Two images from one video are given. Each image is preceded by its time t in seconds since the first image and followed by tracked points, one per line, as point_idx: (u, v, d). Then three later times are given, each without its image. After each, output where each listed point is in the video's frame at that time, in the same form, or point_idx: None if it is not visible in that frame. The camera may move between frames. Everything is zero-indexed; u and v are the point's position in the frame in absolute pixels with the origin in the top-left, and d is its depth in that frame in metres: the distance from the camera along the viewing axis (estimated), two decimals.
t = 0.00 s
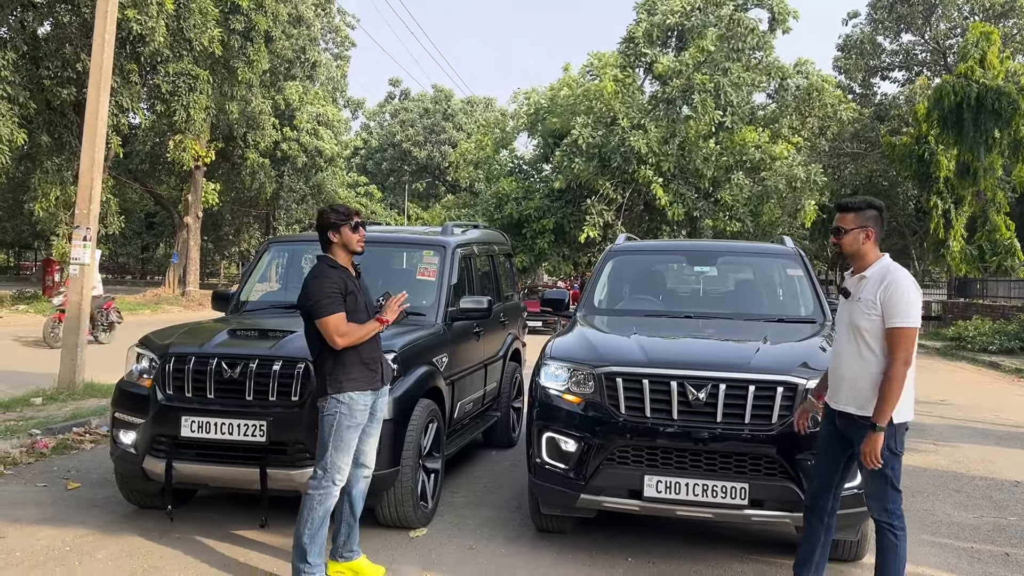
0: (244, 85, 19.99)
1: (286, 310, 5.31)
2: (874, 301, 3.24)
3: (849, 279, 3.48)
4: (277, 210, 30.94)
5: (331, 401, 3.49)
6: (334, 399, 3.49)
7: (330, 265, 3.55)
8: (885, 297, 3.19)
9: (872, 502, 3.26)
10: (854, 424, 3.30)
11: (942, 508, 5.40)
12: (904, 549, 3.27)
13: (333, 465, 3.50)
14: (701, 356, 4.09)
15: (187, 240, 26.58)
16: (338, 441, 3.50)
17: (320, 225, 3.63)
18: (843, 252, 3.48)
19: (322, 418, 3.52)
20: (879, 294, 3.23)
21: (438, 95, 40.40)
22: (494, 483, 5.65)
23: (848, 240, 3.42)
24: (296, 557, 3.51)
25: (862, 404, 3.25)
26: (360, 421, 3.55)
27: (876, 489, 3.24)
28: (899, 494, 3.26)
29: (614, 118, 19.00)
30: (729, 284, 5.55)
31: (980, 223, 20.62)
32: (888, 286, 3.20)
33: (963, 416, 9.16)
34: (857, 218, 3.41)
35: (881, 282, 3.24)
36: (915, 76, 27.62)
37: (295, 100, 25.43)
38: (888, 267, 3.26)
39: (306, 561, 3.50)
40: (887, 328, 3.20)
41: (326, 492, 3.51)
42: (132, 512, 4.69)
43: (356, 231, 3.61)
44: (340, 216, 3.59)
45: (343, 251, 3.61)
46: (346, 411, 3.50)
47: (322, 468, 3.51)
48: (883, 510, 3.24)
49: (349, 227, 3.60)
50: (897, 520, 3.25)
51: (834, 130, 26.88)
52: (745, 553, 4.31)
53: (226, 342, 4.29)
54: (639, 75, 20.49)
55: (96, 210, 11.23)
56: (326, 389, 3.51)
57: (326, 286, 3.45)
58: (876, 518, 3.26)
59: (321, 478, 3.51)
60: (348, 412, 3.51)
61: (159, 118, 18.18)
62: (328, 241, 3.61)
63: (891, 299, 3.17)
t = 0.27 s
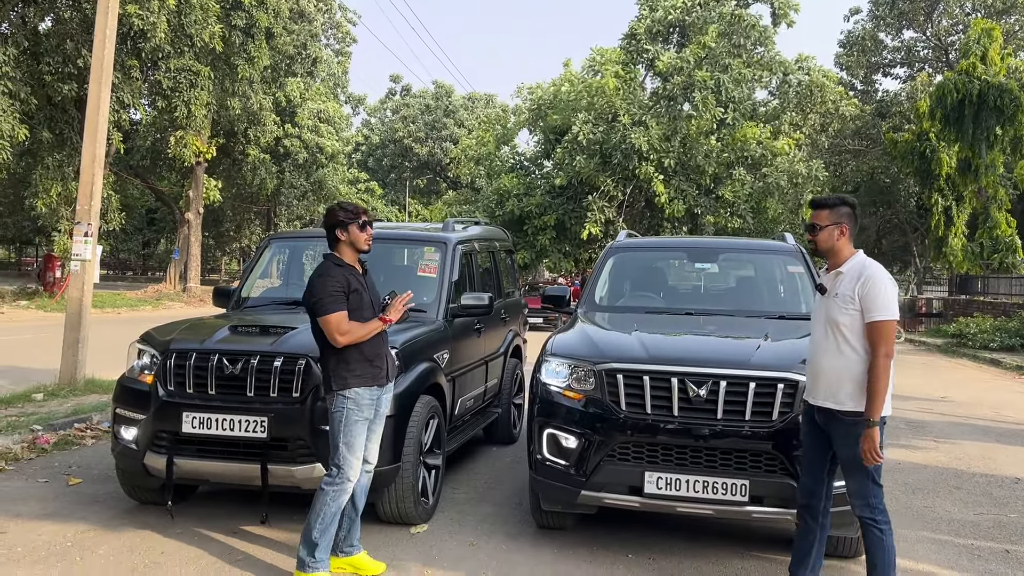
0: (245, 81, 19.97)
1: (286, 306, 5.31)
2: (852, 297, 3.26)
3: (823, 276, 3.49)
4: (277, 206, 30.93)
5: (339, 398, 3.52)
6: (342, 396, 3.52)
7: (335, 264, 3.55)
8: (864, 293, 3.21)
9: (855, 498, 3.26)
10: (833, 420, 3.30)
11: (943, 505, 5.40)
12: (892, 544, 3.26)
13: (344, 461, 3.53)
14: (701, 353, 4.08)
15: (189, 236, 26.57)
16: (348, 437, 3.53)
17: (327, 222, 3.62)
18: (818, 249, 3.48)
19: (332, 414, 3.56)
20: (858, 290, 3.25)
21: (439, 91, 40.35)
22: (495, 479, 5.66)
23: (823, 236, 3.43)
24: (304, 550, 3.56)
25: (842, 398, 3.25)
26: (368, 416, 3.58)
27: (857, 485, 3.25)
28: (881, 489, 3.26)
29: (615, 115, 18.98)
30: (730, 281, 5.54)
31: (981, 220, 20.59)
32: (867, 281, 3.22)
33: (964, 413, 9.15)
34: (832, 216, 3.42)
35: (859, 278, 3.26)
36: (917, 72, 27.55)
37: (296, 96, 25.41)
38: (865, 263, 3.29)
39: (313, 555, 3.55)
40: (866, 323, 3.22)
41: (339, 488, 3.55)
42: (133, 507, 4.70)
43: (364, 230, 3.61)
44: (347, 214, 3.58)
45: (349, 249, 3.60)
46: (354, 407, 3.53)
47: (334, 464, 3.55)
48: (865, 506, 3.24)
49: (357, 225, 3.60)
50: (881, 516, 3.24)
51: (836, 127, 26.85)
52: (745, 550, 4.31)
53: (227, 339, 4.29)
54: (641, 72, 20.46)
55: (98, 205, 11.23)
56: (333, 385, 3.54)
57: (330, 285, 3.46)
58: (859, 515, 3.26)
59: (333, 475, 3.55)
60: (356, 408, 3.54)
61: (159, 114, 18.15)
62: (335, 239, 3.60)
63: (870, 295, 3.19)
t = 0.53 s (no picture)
0: (246, 77, 19.99)
1: (287, 302, 5.32)
2: (827, 290, 3.26)
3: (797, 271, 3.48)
4: (278, 203, 30.93)
5: (341, 392, 3.53)
6: (344, 390, 3.53)
7: (340, 259, 3.56)
8: (840, 286, 3.21)
9: (823, 493, 3.29)
10: (807, 411, 3.29)
11: (943, 503, 5.40)
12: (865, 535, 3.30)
13: (342, 456, 3.54)
14: (702, 349, 4.09)
15: (190, 232, 26.58)
16: (347, 432, 3.54)
17: (333, 217, 3.62)
18: (792, 244, 3.47)
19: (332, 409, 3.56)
20: (833, 283, 3.25)
21: (440, 88, 40.30)
22: (496, 475, 5.66)
23: (798, 232, 3.42)
24: (302, 544, 3.56)
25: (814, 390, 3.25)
26: (370, 411, 3.59)
27: (825, 480, 3.28)
28: (847, 482, 3.30)
29: (616, 112, 18.96)
30: (731, 278, 5.54)
31: (982, 218, 20.58)
32: (843, 275, 3.23)
33: (965, 410, 9.15)
34: (807, 211, 3.41)
35: (834, 271, 3.27)
36: (919, 69, 27.50)
37: (297, 93, 25.39)
38: (840, 257, 3.30)
39: (312, 550, 3.55)
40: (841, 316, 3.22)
41: (335, 482, 3.56)
42: (135, 503, 4.70)
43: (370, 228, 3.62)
44: (353, 210, 3.59)
45: (355, 245, 3.61)
46: (355, 403, 3.53)
47: (332, 459, 3.55)
48: (834, 500, 3.27)
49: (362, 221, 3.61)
50: (848, 509, 3.29)
51: (837, 124, 26.82)
52: (746, 547, 4.31)
53: (228, 335, 4.30)
54: (642, 69, 20.45)
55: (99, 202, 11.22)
56: (336, 380, 3.55)
57: (334, 279, 3.47)
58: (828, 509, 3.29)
59: (330, 470, 3.56)
60: (357, 403, 3.54)
61: (161, 110, 18.15)
62: (341, 235, 3.60)
63: (846, 288, 3.20)
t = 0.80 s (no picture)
0: (247, 74, 20.00)
1: (289, 299, 5.32)
2: (810, 287, 3.26)
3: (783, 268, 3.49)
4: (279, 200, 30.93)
5: (344, 389, 3.53)
6: (348, 386, 3.53)
7: (345, 255, 3.56)
8: (823, 283, 3.22)
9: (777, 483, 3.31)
10: (785, 403, 3.29)
11: (944, 501, 5.40)
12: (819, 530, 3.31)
13: (345, 452, 3.54)
14: (702, 347, 4.09)
15: (191, 229, 26.60)
16: (350, 429, 3.54)
17: (339, 213, 3.61)
18: (777, 242, 3.47)
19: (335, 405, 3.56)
20: (817, 280, 3.25)
21: (442, 85, 40.27)
22: (497, 472, 5.67)
23: (782, 229, 3.42)
24: (304, 540, 3.56)
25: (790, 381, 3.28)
26: (374, 409, 3.60)
27: (783, 471, 3.30)
28: (805, 477, 3.31)
29: (617, 109, 18.94)
30: (732, 276, 5.54)
31: (984, 216, 20.55)
32: (826, 272, 3.23)
33: (966, 409, 9.15)
34: (791, 208, 3.40)
35: (818, 268, 3.27)
36: (921, 67, 27.45)
37: (299, 90, 25.38)
38: (825, 254, 3.29)
39: (314, 545, 3.56)
40: (824, 312, 3.22)
41: (338, 478, 3.56)
42: (136, 500, 4.71)
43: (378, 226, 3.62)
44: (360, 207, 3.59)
45: (361, 241, 3.61)
46: (359, 400, 3.53)
47: (335, 456, 3.56)
48: (787, 493, 3.29)
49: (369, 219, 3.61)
50: (802, 503, 3.30)
51: (839, 122, 26.80)
52: (746, 544, 4.32)
53: (229, 332, 4.30)
54: (644, 66, 20.43)
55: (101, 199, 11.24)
56: (339, 375, 3.55)
57: (339, 273, 3.47)
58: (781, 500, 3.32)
59: (333, 466, 3.56)
60: (361, 400, 3.55)
61: (162, 107, 18.15)
62: (350, 232, 3.60)
63: (829, 284, 3.20)
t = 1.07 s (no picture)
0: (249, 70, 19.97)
1: (290, 296, 5.32)
2: (801, 285, 3.26)
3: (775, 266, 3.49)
4: (280, 197, 30.91)
5: (348, 386, 3.53)
6: (351, 384, 3.53)
7: (348, 253, 3.54)
8: (812, 280, 3.21)
9: (761, 479, 3.32)
10: (774, 400, 3.29)
11: (945, 499, 5.40)
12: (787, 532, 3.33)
13: (349, 450, 3.55)
14: (703, 344, 4.08)
15: (192, 226, 26.61)
16: (354, 426, 3.54)
17: (339, 211, 3.61)
18: (769, 240, 3.47)
19: (338, 403, 3.56)
20: (807, 277, 3.25)
21: (443, 83, 40.23)
22: (498, 470, 5.67)
23: (773, 228, 3.41)
24: (307, 537, 3.57)
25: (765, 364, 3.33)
26: (377, 406, 3.60)
27: (768, 468, 3.29)
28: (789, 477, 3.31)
29: (619, 107, 18.90)
30: (733, 274, 5.54)
31: (986, 214, 20.51)
32: (817, 269, 3.22)
33: (967, 407, 9.14)
34: (782, 207, 3.40)
35: (809, 266, 3.27)
36: (923, 65, 27.39)
37: (301, 88, 25.36)
38: (816, 253, 3.29)
39: (317, 542, 3.56)
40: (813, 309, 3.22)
41: (341, 476, 3.56)
42: (137, 496, 4.72)
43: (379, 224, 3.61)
44: (363, 205, 3.60)
45: (361, 239, 3.61)
46: (362, 398, 3.54)
47: (338, 454, 3.56)
48: (770, 490, 3.30)
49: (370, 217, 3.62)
50: (780, 502, 3.31)
51: (841, 120, 26.75)
52: (746, 542, 4.31)
53: (230, 328, 4.30)
54: (645, 64, 20.41)
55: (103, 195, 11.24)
56: (342, 374, 3.55)
57: (345, 271, 3.45)
58: (762, 495, 3.32)
59: (336, 464, 3.56)
60: (365, 398, 3.55)
61: (163, 104, 18.13)
62: (349, 230, 3.59)
63: (818, 282, 3.20)
